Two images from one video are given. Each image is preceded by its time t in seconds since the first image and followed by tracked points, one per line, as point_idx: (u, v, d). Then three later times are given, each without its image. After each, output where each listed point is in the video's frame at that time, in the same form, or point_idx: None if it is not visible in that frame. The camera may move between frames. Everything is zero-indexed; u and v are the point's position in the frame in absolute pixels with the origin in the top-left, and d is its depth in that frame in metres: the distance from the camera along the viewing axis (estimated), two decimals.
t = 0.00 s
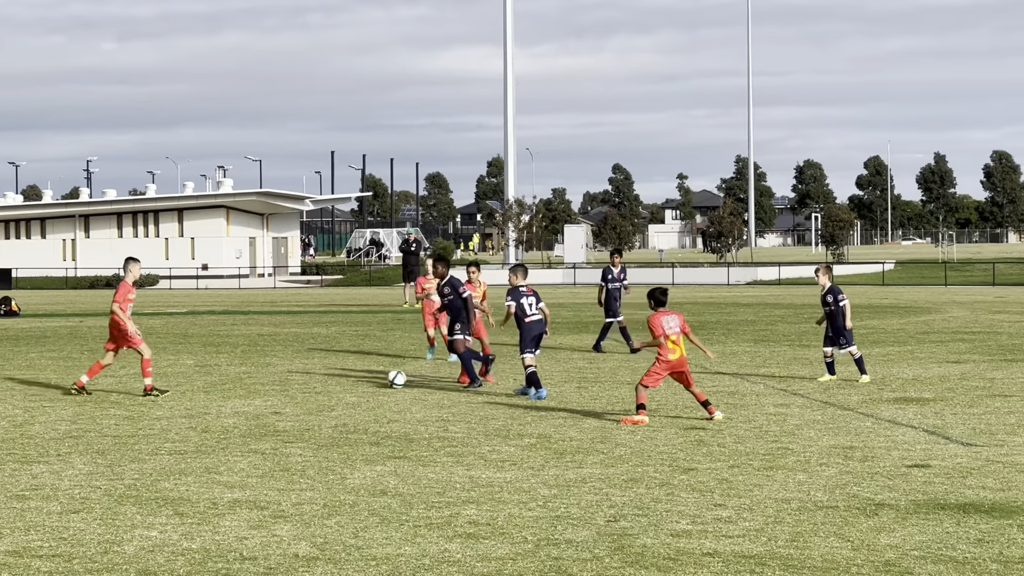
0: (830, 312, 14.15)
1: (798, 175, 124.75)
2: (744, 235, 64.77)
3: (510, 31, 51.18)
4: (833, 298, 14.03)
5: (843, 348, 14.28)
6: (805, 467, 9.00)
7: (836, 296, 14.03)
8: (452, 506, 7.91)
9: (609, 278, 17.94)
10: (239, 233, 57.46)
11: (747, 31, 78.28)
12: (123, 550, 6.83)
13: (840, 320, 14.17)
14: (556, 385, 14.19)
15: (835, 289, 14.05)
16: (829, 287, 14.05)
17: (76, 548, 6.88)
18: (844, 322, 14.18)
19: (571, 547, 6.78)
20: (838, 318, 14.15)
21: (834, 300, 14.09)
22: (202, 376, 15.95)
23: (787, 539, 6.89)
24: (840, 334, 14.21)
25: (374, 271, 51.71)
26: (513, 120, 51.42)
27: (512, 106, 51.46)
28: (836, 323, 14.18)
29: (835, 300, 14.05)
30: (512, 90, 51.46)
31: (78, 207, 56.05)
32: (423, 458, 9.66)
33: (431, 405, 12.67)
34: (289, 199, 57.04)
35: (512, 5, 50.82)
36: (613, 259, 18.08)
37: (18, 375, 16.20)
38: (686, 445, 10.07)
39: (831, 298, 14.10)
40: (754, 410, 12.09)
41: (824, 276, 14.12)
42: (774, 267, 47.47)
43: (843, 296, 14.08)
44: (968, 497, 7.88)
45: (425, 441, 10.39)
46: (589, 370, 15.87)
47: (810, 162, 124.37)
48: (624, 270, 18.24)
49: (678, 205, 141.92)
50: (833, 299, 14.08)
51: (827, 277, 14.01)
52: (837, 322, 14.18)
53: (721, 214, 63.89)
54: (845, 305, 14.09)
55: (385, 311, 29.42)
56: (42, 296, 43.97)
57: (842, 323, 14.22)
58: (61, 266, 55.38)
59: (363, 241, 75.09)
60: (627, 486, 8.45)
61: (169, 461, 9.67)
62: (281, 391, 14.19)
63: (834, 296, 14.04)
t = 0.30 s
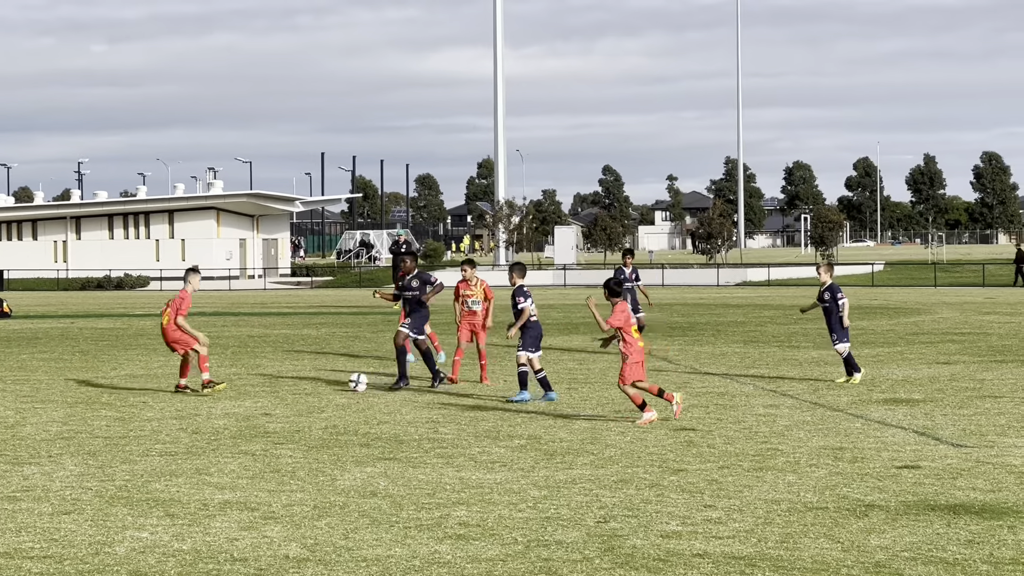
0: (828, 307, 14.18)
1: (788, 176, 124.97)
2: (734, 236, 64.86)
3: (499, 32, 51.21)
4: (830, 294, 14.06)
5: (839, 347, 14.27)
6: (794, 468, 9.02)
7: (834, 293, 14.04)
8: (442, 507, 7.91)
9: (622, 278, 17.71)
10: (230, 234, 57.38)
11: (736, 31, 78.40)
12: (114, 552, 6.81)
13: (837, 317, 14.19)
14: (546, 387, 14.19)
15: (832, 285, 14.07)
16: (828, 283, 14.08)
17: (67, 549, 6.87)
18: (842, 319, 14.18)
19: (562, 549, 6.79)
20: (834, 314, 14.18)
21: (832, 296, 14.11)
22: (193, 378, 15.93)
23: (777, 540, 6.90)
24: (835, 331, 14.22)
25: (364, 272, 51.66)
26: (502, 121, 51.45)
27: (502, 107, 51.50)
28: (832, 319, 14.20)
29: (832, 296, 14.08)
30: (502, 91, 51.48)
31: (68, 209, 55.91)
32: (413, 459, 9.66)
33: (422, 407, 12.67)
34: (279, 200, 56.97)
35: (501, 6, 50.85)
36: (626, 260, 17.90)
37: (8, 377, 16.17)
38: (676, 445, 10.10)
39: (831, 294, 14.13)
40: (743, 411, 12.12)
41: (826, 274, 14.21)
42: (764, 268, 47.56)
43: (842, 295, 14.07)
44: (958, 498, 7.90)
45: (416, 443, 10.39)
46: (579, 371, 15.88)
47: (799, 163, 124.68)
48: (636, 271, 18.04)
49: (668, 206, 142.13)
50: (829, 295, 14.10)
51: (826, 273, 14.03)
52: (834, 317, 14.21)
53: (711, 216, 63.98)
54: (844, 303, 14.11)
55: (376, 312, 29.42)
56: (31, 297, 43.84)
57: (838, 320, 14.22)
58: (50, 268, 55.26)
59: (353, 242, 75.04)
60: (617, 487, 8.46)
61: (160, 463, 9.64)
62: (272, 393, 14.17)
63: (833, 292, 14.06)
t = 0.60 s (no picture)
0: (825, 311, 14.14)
1: (788, 178, 125.01)
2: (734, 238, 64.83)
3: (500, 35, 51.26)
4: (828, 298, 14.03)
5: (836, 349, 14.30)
6: (796, 470, 9.01)
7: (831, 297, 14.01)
8: (444, 510, 7.90)
9: (648, 283, 17.50)
10: (231, 236, 57.40)
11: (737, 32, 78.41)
12: (117, 553, 6.80)
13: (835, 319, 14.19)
14: (546, 390, 14.15)
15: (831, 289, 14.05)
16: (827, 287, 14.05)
17: (70, 550, 6.87)
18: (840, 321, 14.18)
19: (563, 550, 6.79)
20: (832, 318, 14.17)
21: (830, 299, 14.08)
22: (195, 380, 15.90)
23: (778, 543, 6.90)
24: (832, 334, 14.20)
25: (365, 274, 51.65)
26: (503, 123, 51.49)
27: (502, 109, 51.50)
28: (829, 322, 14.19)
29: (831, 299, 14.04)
30: (503, 94, 51.49)
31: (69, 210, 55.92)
32: (415, 461, 9.65)
33: (421, 409, 12.66)
34: (280, 203, 56.99)
35: (501, 9, 50.90)
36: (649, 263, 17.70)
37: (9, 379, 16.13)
38: (677, 447, 10.07)
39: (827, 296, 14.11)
40: (744, 413, 12.08)
41: (824, 276, 14.23)
42: (764, 270, 47.53)
43: (840, 298, 14.08)
44: (961, 501, 7.89)
45: (416, 445, 10.37)
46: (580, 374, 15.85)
47: (800, 166, 124.71)
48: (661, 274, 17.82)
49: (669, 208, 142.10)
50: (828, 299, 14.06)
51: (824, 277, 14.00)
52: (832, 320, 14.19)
53: (712, 218, 63.97)
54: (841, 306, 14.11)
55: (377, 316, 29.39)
56: (33, 300, 43.81)
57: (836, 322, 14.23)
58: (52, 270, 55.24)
59: (354, 245, 75.05)
60: (618, 489, 8.45)
61: (162, 465, 9.63)
62: (272, 395, 14.14)
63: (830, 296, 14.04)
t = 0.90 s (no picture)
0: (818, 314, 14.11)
1: (798, 180, 124.84)
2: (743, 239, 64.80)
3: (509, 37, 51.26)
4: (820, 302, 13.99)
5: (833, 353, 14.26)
6: (806, 472, 9.00)
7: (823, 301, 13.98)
8: (453, 511, 7.91)
9: (676, 283, 17.47)
10: (240, 238, 57.55)
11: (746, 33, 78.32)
12: (127, 554, 6.82)
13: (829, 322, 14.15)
14: (555, 391, 14.16)
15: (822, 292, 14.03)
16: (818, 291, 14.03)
17: (80, 551, 6.88)
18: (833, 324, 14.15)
19: (573, 552, 6.79)
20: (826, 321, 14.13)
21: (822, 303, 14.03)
22: (204, 382, 15.96)
23: (788, 544, 6.89)
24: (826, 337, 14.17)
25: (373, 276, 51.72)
26: (512, 125, 51.51)
27: (511, 110, 51.53)
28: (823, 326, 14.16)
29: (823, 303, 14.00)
30: (512, 94, 51.52)
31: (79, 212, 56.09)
32: (424, 463, 9.66)
33: (430, 411, 12.66)
34: (289, 205, 57.11)
35: (510, 10, 50.92)
36: (677, 265, 17.75)
37: (20, 380, 16.22)
38: (686, 449, 10.08)
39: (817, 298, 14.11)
40: (754, 414, 12.09)
41: (813, 280, 14.17)
42: (774, 272, 47.49)
43: (831, 302, 14.00)
44: (972, 503, 7.87)
45: (426, 447, 10.39)
46: (589, 375, 15.86)
47: (809, 167, 124.53)
48: (690, 277, 17.82)
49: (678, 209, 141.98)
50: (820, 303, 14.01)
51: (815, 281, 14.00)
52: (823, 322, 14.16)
53: (721, 219, 63.93)
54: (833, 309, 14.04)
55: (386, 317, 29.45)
56: (44, 301, 43.96)
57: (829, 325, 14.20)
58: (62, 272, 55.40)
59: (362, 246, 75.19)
60: (627, 491, 8.45)
61: (172, 466, 9.67)
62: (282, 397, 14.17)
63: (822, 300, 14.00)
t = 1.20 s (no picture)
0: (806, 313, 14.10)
1: (810, 180, 124.64)
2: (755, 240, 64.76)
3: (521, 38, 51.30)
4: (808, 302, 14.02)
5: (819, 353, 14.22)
6: (818, 473, 9.00)
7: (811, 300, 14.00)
8: (465, 512, 7.94)
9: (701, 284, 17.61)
10: (252, 239, 57.74)
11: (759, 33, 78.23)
12: (140, 555, 6.87)
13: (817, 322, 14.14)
14: (567, 392, 14.19)
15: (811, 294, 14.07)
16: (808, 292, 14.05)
17: (93, 552, 6.94)
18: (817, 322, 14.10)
19: (586, 552, 6.82)
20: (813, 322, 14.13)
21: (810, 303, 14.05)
22: (217, 383, 16.02)
23: (801, 546, 6.90)
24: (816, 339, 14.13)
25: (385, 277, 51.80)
26: (524, 126, 51.56)
27: (523, 111, 51.59)
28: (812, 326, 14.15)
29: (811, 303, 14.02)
30: (524, 95, 51.57)
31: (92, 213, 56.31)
32: (436, 463, 9.69)
33: (442, 412, 12.68)
34: (301, 206, 57.27)
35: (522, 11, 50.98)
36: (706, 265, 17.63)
37: (32, 380, 16.34)
38: (699, 449, 10.09)
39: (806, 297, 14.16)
40: (767, 415, 12.09)
41: (805, 280, 14.15)
42: (786, 273, 47.42)
43: (819, 301, 14.02)
44: (984, 504, 7.87)
45: (438, 448, 10.42)
46: (602, 376, 15.88)
47: (821, 167, 124.26)
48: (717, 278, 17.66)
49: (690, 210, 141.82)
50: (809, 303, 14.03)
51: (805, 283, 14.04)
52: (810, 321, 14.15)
53: (733, 220, 63.93)
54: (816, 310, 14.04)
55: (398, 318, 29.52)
56: (58, 302, 44.17)
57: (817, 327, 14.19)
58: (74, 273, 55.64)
59: (374, 247, 75.37)
60: (640, 491, 8.46)
61: (185, 467, 9.73)
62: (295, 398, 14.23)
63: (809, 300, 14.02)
